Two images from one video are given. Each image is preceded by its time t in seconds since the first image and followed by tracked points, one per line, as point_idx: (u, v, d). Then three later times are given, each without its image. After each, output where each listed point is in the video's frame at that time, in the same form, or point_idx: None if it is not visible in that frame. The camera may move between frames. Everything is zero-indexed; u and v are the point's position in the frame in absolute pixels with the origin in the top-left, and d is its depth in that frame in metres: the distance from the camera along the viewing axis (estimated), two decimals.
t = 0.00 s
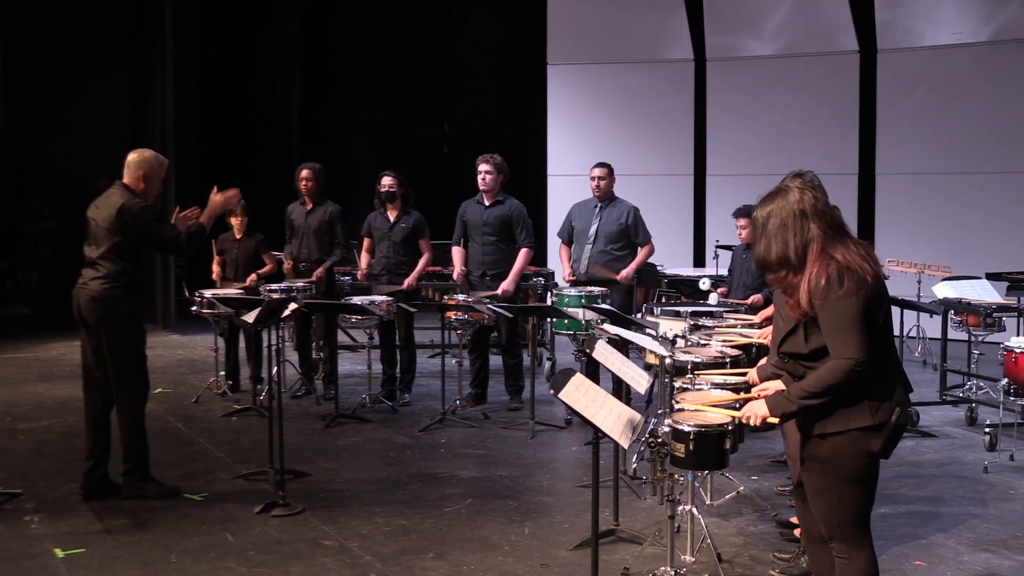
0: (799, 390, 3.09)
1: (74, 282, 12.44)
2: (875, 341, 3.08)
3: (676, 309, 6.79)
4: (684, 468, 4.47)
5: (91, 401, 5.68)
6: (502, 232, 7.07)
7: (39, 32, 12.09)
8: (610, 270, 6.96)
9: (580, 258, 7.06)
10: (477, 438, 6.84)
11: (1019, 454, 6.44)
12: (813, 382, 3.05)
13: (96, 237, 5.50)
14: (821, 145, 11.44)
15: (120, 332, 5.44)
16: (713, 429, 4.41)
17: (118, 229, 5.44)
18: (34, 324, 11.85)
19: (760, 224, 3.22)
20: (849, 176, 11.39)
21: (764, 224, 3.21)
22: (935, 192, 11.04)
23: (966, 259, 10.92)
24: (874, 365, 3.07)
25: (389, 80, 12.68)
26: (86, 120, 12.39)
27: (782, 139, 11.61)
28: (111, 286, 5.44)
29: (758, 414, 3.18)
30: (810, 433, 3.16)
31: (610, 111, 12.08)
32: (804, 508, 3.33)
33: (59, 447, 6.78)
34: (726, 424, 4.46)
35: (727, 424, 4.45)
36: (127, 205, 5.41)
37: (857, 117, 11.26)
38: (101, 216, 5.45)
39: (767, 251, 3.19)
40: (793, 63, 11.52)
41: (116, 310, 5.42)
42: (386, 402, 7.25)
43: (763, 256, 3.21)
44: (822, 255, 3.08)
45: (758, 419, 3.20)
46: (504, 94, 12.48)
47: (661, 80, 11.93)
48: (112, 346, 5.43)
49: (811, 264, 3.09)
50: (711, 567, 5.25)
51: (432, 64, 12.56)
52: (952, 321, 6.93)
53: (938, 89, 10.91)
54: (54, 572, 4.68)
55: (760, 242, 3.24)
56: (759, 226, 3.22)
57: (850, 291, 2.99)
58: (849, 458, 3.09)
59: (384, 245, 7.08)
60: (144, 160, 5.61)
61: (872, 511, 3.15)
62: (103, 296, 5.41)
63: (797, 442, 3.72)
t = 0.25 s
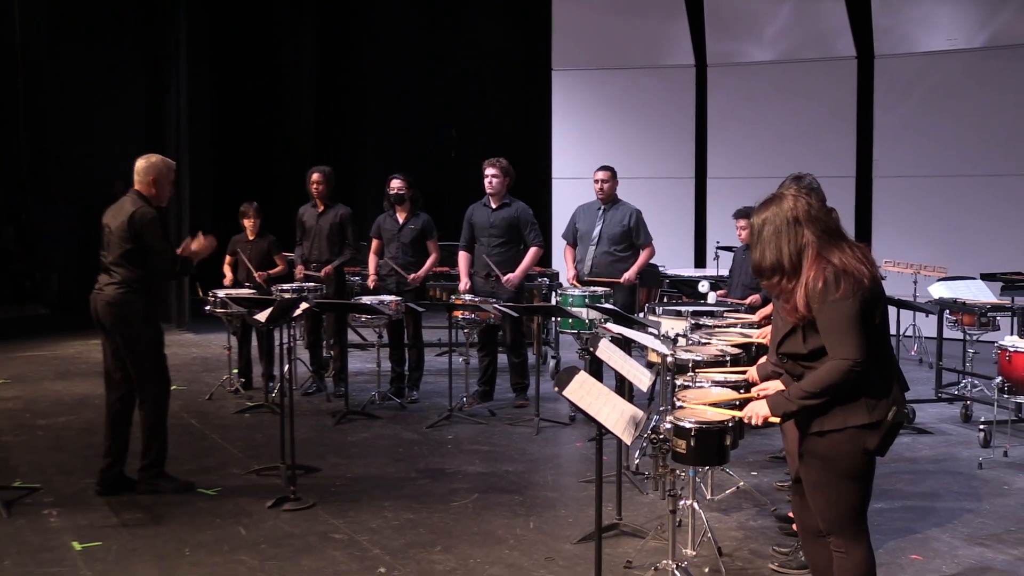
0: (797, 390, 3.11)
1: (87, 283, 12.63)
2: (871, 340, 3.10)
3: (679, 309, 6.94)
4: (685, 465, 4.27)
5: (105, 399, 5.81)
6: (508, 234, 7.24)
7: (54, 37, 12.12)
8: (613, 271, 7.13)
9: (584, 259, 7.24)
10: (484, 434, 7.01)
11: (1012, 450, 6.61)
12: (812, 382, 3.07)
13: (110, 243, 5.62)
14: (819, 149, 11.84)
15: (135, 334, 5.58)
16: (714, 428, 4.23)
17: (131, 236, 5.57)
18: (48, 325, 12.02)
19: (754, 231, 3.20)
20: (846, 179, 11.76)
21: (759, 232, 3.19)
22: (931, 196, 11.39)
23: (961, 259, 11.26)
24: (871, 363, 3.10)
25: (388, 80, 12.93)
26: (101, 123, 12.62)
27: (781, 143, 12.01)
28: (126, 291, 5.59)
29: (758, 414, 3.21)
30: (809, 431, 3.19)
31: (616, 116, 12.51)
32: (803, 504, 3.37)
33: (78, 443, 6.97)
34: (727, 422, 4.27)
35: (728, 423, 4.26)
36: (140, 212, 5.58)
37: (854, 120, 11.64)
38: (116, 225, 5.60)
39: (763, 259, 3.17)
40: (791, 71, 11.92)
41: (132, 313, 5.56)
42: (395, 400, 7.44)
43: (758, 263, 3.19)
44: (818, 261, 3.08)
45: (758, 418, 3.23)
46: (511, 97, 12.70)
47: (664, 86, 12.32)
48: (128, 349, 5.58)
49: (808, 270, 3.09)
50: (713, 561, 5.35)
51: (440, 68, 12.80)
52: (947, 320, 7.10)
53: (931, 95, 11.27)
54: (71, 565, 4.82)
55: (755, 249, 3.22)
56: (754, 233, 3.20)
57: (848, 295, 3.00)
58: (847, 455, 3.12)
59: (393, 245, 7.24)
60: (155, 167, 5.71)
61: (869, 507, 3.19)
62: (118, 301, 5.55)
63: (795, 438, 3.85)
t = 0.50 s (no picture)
0: (795, 384, 3.12)
1: (98, 284, 12.79)
2: (868, 335, 3.12)
3: (680, 309, 7.04)
4: (686, 461, 4.23)
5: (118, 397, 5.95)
6: (512, 235, 7.40)
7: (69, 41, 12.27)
8: (615, 271, 7.28)
9: (587, 260, 7.40)
10: (489, 431, 7.17)
11: (1006, 446, 6.74)
12: (809, 376, 3.09)
13: (122, 243, 5.80)
14: (816, 152, 12.02)
15: (144, 333, 5.73)
16: (715, 424, 4.18)
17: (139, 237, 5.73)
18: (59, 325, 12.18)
19: (756, 226, 3.26)
20: (844, 181, 11.94)
21: (761, 227, 3.24)
22: (928, 197, 11.57)
23: (957, 260, 11.45)
24: (868, 358, 3.12)
25: (389, 80, 13.12)
26: (111, 127, 12.81)
27: (780, 147, 12.20)
28: (136, 290, 5.75)
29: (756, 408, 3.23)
30: (806, 426, 3.21)
31: (619, 120, 12.74)
32: (800, 499, 3.39)
33: (92, 440, 7.13)
34: (727, 420, 4.23)
35: (729, 420, 4.21)
36: (147, 213, 5.76)
37: (851, 123, 11.84)
38: (126, 226, 5.78)
39: (763, 252, 3.23)
40: (790, 76, 12.11)
41: (142, 312, 5.72)
42: (402, 397, 7.61)
43: (760, 257, 3.24)
44: (817, 255, 3.13)
45: (757, 411, 3.25)
46: (517, 101, 12.85)
47: (665, 90, 12.54)
48: (138, 347, 5.74)
49: (806, 264, 3.13)
50: (712, 555, 5.41)
51: (445, 72, 12.93)
52: (943, 320, 7.25)
53: (928, 98, 11.48)
54: (85, 557, 4.93)
55: (756, 244, 3.27)
56: (756, 228, 3.26)
57: (845, 289, 3.03)
58: (844, 449, 3.13)
59: (400, 247, 7.44)
60: (161, 166, 5.88)
61: (865, 502, 3.20)
62: (128, 301, 5.71)
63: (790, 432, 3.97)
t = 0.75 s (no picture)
0: (798, 384, 3.16)
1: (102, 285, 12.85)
2: (870, 336, 3.16)
3: (682, 309, 7.06)
4: (688, 459, 4.25)
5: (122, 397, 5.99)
6: (515, 235, 7.44)
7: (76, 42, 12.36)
8: (616, 270, 7.34)
9: (589, 260, 7.45)
10: (491, 430, 7.21)
11: (1006, 446, 6.78)
12: (812, 377, 3.13)
13: (123, 243, 5.84)
14: (816, 152, 12.06)
15: (144, 333, 5.77)
16: (716, 423, 4.20)
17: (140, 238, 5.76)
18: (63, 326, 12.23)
19: (757, 229, 3.28)
20: (845, 182, 11.98)
21: (762, 229, 3.26)
22: (929, 198, 11.60)
23: (958, 260, 11.49)
24: (869, 358, 3.15)
25: (392, 82, 13.17)
26: (115, 128, 12.87)
27: (780, 147, 12.24)
28: (136, 291, 5.79)
29: (759, 408, 3.26)
30: (808, 426, 3.24)
31: (620, 121, 12.79)
32: (801, 498, 3.43)
33: (97, 439, 7.18)
34: (728, 418, 4.24)
35: (730, 418, 4.23)
36: (149, 215, 5.79)
37: (851, 124, 11.88)
38: (127, 227, 5.82)
39: (765, 255, 3.25)
40: (790, 77, 12.15)
41: (142, 313, 5.76)
42: (405, 396, 7.66)
43: (762, 260, 3.27)
44: (819, 258, 3.16)
45: (760, 412, 3.27)
46: (518, 102, 12.90)
47: (667, 90, 12.59)
48: (139, 348, 5.78)
49: (808, 267, 3.16)
50: (713, 553, 5.43)
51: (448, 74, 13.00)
52: (943, 320, 7.28)
53: (928, 99, 11.51)
54: (92, 555, 4.97)
55: (757, 246, 3.30)
56: (757, 231, 3.28)
57: (847, 291, 3.07)
58: (846, 449, 3.17)
59: (403, 247, 7.49)
60: (164, 168, 5.93)
61: (866, 500, 3.23)
62: (128, 301, 5.75)
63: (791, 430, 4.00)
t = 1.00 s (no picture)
0: (798, 384, 3.16)
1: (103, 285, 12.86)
2: (870, 336, 3.16)
3: (682, 309, 7.06)
4: (688, 459, 4.24)
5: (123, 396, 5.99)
6: (517, 236, 7.44)
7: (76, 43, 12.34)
8: (618, 270, 7.34)
9: (590, 259, 7.46)
10: (493, 430, 7.21)
11: (1007, 446, 6.78)
12: (812, 377, 3.13)
13: (121, 244, 5.84)
14: (817, 152, 12.07)
15: (143, 334, 5.77)
16: (717, 423, 4.19)
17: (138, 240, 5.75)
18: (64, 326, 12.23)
19: (761, 227, 3.30)
20: (846, 182, 12.00)
21: (765, 228, 3.28)
22: (930, 197, 11.61)
23: (959, 260, 11.49)
24: (869, 358, 3.15)
25: (393, 82, 13.19)
26: (116, 128, 12.88)
27: (780, 147, 12.26)
28: (136, 292, 5.79)
29: (760, 408, 3.25)
30: (809, 426, 3.24)
31: (621, 121, 12.80)
32: (801, 497, 3.43)
33: (99, 439, 7.18)
34: (729, 419, 4.23)
35: (731, 418, 4.22)
36: (148, 216, 5.78)
37: (852, 124, 11.89)
38: (126, 228, 5.81)
39: (768, 253, 3.27)
40: (791, 77, 12.17)
41: (141, 314, 5.76)
42: (407, 396, 7.66)
43: (764, 258, 3.29)
44: (820, 258, 3.16)
45: (761, 411, 3.26)
46: (519, 102, 12.91)
47: (667, 91, 12.62)
48: (138, 348, 5.78)
49: (809, 266, 3.17)
50: (715, 553, 5.42)
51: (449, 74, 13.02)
52: (944, 320, 7.28)
53: (928, 99, 11.52)
54: (93, 555, 4.97)
55: (761, 245, 3.31)
56: (760, 229, 3.30)
57: (846, 291, 3.06)
58: (846, 448, 3.17)
59: (404, 247, 7.49)
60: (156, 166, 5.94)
61: (866, 499, 3.23)
62: (127, 302, 5.75)
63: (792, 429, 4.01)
